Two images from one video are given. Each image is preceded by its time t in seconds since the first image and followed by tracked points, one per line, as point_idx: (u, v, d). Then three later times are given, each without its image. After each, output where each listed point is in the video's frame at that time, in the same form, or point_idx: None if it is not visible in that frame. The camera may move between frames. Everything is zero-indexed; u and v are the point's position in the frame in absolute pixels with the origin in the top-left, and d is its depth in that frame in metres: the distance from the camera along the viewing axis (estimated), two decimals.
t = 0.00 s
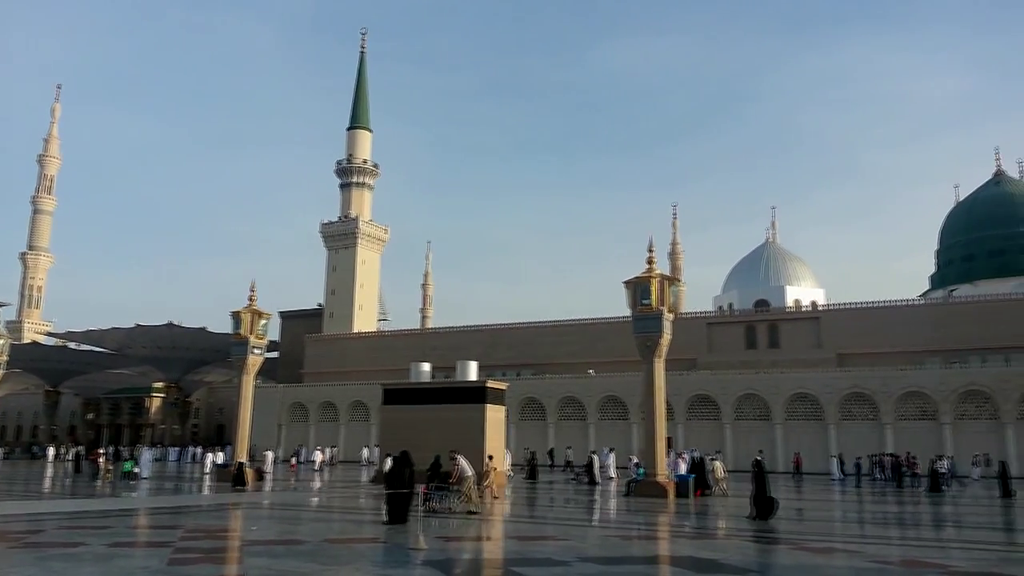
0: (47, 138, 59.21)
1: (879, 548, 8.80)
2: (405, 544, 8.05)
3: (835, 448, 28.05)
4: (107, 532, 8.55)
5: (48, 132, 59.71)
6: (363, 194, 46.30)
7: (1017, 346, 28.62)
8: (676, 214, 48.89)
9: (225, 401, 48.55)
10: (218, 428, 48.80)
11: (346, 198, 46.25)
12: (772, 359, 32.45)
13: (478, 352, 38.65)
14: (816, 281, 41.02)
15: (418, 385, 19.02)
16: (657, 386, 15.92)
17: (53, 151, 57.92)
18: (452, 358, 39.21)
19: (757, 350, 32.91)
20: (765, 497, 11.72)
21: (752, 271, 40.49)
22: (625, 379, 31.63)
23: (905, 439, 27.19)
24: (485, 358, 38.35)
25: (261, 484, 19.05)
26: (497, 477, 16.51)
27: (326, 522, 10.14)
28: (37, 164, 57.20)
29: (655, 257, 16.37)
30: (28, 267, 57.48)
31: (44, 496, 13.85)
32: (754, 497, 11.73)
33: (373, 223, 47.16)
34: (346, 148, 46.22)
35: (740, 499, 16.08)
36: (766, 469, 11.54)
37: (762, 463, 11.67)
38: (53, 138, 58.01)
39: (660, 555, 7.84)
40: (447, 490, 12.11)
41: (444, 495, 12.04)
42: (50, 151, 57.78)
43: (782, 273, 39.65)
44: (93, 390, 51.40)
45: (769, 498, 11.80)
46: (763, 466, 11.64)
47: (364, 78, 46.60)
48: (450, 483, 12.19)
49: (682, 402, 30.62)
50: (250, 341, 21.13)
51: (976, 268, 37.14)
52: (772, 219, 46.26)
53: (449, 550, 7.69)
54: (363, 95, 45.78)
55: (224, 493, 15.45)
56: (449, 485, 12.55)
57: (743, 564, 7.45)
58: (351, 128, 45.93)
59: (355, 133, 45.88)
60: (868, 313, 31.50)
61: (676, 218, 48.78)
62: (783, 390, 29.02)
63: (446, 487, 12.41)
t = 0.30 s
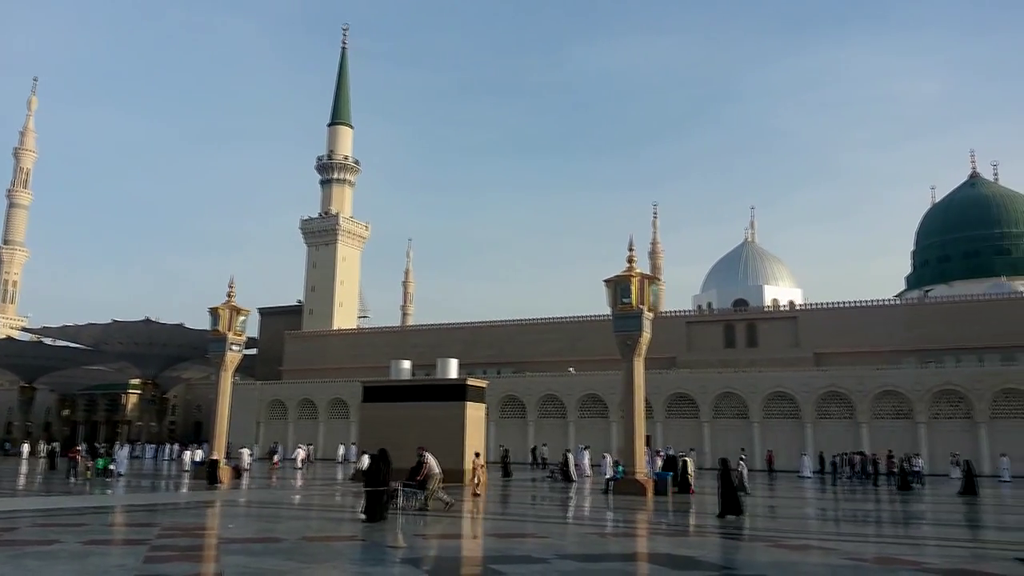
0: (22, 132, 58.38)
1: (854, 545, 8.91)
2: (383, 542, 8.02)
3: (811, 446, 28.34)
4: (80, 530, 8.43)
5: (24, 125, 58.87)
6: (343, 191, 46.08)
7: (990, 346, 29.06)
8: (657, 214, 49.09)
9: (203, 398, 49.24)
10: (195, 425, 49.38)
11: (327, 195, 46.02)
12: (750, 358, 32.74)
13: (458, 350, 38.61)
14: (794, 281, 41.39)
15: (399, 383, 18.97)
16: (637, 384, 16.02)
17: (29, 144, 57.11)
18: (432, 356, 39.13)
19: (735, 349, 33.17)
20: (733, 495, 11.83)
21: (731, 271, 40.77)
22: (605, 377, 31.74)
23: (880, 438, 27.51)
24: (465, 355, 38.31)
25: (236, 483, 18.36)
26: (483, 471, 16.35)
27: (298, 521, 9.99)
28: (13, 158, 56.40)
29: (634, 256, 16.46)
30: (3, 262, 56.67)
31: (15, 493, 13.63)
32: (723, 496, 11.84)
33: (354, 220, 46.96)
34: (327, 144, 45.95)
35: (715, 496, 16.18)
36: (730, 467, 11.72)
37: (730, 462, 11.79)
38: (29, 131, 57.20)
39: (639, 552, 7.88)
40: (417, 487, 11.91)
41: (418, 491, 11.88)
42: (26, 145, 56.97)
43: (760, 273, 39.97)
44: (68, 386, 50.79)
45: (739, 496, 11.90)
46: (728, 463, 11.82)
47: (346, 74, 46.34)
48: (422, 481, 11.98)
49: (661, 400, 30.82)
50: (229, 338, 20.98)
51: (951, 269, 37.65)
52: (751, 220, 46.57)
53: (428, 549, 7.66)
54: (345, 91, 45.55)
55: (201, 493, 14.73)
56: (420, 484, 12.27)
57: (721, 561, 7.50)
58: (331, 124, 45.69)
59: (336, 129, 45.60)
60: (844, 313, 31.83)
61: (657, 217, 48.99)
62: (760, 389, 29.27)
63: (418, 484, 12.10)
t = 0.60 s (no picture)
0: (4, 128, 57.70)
1: (837, 544, 8.97)
2: (368, 541, 8.01)
3: (796, 445, 28.53)
4: (62, 530, 8.36)
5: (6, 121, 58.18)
6: (330, 189, 45.88)
7: (972, 347, 29.37)
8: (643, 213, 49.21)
9: (187, 397, 48.32)
10: (179, 424, 48.77)
11: (313, 193, 45.81)
12: (735, 357, 32.92)
13: (444, 349, 38.58)
14: (779, 281, 41.62)
15: (386, 381, 18.94)
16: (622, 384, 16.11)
17: (11, 140, 56.47)
18: (419, 355, 39.07)
19: (720, 349, 33.34)
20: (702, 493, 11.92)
21: (717, 271, 40.94)
22: (591, 376, 31.82)
23: (863, 437, 27.73)
24: (452, 354, 38.29)
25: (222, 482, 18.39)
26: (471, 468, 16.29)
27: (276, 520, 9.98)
28: None
29: (621, 256, 16.50)
30: None
31: None
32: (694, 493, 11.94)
33: (340, 218, 46.78)
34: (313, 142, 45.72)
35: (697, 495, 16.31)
36: (704, 465, 11.89)
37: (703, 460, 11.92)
38: (11, 127, 56.59)
39: (623, 551, 7.91)
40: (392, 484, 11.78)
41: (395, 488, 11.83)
42: (8, 141, 56.34)
43: (745, 273, 40.19)
44: (51, 384, 50.39)
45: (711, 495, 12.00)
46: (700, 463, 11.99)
47: (333, 72, 46.12)
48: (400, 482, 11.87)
49: (646, 399, 30.94)
50: (214, 336, 20.86)
51: (934, 270, 37.97)
52: (737, 220, 46.80)
53: (413, 548, 7.67)
54: (331, 88, 45.33)
55: (184, 493, 14.49)
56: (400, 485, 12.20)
57: (705, 560, 7.54)
58: (318, 122, 45.45)
59: (323, 127, 45.36)
60: (828, 313, 32.06)
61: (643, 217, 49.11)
62: (745, 388, 29.44)
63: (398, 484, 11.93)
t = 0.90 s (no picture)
0: None
1: (818, 545, 9.04)
2: (351, 544, 8.00)
3: (777, 446, 28.72)
4: (42, 532, 8.30)
5: None
6: (313, 190, 45.69)
7: (951, 349, 29.70)
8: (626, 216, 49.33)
9: (167, 399, 46.85)
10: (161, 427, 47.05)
11: (296, 193, 45.58)
12: (718, 359, 33.09)
13: (428, 350, 38.52)
14: (761, 283, 41.90)
15: (368, 383, 18.93)
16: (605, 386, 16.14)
17: None
18: (402, 356, 38.99)
19: (703, 351, 33.50)
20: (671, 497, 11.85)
21: (700, 273, 41.17)
22: (574, 378, 31.89)
23: (844, 439, 27.97)
24: (435, 356, 38.23)
25: (203, 484, 18.31)
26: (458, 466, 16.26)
27: (258, 522, 9.97)
28: None
29: (605, 258, 16.57)
30: None
31: None
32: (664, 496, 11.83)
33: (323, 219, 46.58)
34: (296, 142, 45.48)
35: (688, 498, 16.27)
36: (673, 467, 11.72)
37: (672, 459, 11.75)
38: None
39: (606, 553, 7.93)
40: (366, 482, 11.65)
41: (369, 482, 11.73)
42: None
43: (727, 275, 40.43)
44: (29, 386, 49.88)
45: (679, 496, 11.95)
46: (670, 464, 11.82)
47: (317, 72, 45.93)
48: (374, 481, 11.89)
49: (629, 401, 31.03)
50: (195, 337, 20.73)
51: (914, 273, 38.34)
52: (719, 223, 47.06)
53: (396, 550, 7.66)
54: (315, 88, 45.13)
55: (166, 493, 14.95)
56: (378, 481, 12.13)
57: (688, 561, 7.58)
58: (301, 122, 45.23)
59: (306, 127, 45.13)
60: (809, 316, 32.33)
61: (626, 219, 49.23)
62: (727, 391, 29.61)
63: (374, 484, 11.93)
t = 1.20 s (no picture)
0: None
1: (801, 547, 9.12)
2: (334, 547, 7.96)
3: (760, 448, 28.88)
4: (20, 535, 8.21)
5: None
6: (298, 190, 45.52)
7: (932, 352, 29.99)
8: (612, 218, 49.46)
9: (150, 400, 46.87)
10: (142, 429, 47.04)
11: (281, 194, 45.39)
12: (702, 361, 33.26)
13: (413, 352, 38.45)
14: (745, 286, 42.15)
15: (352, 385, 18.89)
16: (591, 388, 16.18)
17: None
18: (387, 358, 38.90)
19: (687, 353, 33.67)
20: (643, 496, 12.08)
21: (685, 276, 41.35)
22: (559, 380, 31.93)
23: (827, 441, 28.18)
24: (420, 357, 38.18)
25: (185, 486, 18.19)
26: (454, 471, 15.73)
27: (241, 524, 9.91)
28: None
29: (591, 260, 16.61)
30: None
31: None
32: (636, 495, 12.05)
33: (309, 220, 46.41)
34: (282, 143, 45.27)
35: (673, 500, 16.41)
36: (649, 470, 12.14)
37: (647, 462, 12.09)
38: None
39: (590, 555, 7.98)
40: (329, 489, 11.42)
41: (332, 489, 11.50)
42: None
43: (712, 278, 40.64)
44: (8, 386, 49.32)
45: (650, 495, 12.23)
46: (645, 465, 12.22)
47: (302, 72, 45.77)
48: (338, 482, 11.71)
49: (614, 403, 31.11)
50: (178, 338, 20.59)
51: (896, 276, 38.65)
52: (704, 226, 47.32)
53: (379, 553, 7.65)
54: (301, 88, 44.96)
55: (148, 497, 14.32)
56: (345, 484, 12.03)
57: (671, 563, 7.61)
58: (287, 122, 45.04)
59: (292, 127, 44.93)
60: (793, 318, 32.55)
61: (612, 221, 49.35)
62: (711, 393, 29.76)
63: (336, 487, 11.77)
